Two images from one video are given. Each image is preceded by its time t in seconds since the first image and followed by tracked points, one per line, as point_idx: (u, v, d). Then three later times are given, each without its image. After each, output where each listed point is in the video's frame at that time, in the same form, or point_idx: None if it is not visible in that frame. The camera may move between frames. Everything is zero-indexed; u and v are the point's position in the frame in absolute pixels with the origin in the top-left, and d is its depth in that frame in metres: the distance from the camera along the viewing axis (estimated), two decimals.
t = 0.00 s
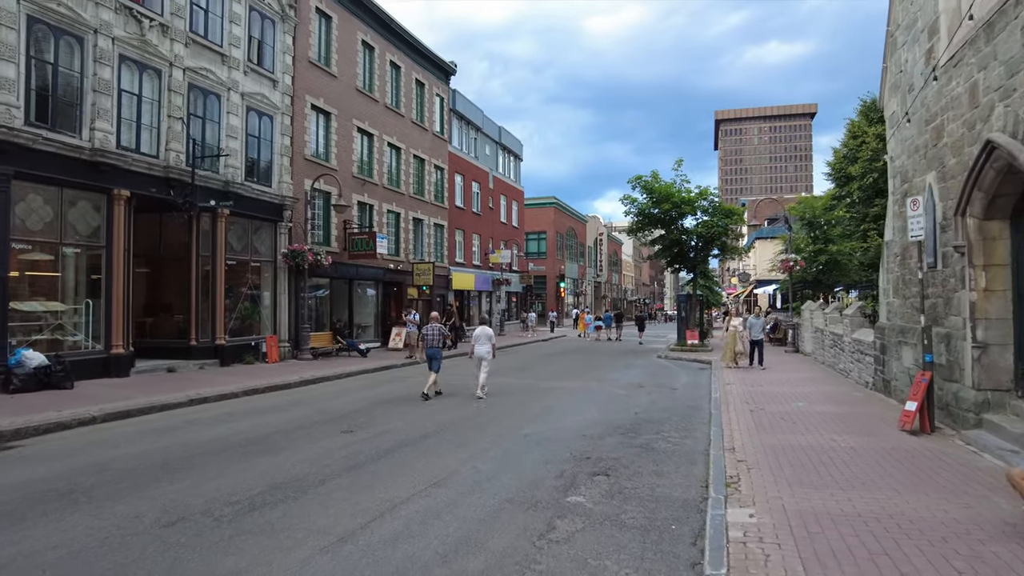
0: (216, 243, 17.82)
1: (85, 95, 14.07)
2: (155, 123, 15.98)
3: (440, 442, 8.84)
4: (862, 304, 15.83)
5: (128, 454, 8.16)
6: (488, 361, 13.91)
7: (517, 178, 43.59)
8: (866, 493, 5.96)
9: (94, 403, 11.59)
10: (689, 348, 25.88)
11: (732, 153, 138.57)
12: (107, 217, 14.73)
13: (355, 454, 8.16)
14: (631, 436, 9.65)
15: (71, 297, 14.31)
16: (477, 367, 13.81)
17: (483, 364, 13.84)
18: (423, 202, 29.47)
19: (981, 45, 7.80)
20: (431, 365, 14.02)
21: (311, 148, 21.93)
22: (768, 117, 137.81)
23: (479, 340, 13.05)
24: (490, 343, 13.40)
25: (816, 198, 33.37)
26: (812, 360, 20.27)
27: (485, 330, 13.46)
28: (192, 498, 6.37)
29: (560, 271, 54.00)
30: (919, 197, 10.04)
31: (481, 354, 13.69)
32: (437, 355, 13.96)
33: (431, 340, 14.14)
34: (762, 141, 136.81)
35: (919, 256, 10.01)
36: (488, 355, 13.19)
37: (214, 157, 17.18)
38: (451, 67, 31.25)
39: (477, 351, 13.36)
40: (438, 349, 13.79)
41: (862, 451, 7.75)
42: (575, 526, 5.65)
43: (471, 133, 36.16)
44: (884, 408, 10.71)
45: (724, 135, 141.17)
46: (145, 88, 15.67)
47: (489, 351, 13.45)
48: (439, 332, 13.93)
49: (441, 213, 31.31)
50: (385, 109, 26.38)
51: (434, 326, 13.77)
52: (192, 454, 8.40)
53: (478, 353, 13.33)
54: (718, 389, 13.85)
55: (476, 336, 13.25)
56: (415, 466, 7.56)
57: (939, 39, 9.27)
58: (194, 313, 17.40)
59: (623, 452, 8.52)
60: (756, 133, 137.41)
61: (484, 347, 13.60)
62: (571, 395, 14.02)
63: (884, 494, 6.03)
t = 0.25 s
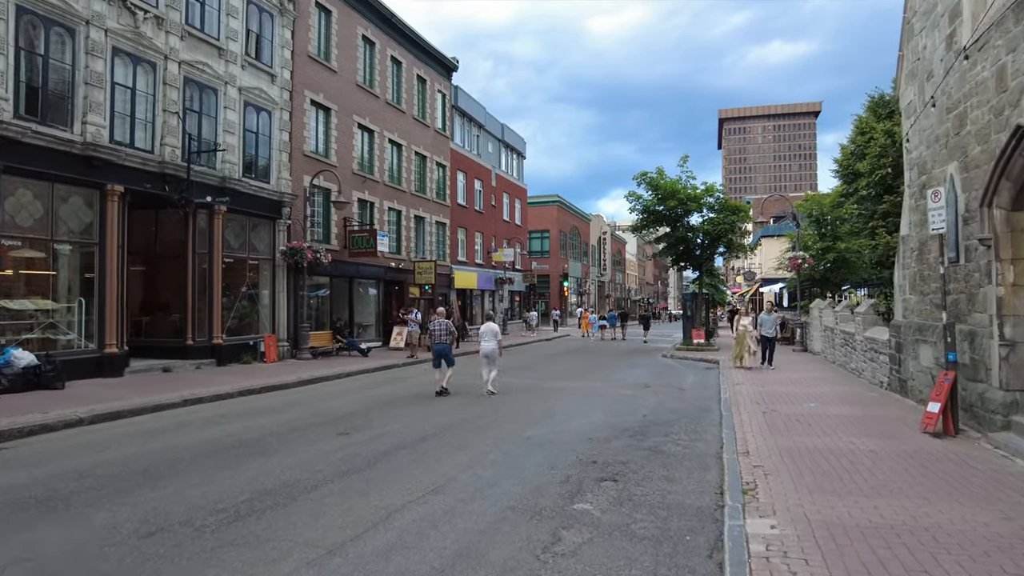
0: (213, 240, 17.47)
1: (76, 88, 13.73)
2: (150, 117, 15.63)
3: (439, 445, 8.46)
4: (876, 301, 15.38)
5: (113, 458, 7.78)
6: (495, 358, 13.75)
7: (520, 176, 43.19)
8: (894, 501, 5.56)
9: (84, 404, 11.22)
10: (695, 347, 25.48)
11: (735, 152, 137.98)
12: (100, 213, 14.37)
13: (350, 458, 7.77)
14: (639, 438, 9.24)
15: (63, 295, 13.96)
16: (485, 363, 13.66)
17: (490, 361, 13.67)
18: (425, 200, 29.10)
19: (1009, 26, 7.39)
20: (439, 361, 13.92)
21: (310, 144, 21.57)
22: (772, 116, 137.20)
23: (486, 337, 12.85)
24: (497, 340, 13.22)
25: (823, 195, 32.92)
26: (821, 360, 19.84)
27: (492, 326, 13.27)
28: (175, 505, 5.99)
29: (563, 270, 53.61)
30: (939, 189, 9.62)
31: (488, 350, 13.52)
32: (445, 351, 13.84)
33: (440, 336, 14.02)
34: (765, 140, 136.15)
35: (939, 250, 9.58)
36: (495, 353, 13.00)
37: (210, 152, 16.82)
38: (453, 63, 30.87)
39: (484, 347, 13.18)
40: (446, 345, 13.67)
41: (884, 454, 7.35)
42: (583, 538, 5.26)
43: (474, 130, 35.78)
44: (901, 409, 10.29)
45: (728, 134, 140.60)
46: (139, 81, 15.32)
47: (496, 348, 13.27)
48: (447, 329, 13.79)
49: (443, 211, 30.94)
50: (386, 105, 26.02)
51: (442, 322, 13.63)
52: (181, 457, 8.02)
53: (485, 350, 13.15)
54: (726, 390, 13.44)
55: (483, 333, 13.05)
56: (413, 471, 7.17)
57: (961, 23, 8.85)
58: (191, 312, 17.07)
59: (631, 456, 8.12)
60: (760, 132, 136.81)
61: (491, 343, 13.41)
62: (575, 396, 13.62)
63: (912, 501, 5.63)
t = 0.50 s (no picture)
0: (214, 238, 17.17)
1: (73, 82, 13.42)
2: (149, 112, 15.32)
3: (445, 450, 8.09)
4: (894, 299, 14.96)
5: (104, 464, 7.44)
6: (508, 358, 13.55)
7: (526, 174, 42.80)
8: (934, 513, 5.17)
9: (79, 405, 10.90)
10: (705, 347, 25.05)
11: (742, 150, 137.25)
12: (98, 210, 14.06)
13: (352, 464, 7.41)
14: (653, 444, 8.86)
15: (60, 293, 13.65)
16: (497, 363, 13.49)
17: (503, 361, 13.48)
18: (430, 198, 28.75)
19: None
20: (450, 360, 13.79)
21: (313, 140, 21.24)
22: (778, 115, 136.46)
23: (497, 338, 12.61)
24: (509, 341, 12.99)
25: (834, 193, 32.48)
26: (836, 359, 19.38)
27: (505, 327, 13.03)
28: (165, 515, 5.64)
29: (569, 269, 53.21)
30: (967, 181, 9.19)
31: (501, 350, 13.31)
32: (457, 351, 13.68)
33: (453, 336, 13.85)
34: (772, 138, 135.39)
35: (967, 246, 9.16)
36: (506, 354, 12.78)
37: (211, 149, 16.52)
38: (458, 60, 30.51)
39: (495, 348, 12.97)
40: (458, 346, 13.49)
41: (915, 462, 6.95)
42: (600, 553, 4.90)
43: (479, 127, 35.42)
44: (925, 412, 9.89)
45: (734, 132, 139.86)
46: (138, 75, 15.00)
47: (508, 349, 13.05)
48: (459, 328, 13.57)
49: (448, 209, 30.60)
50: (391, 101, 25.69)
51: (454, 322, 13.42)
52: (176, 462, 7.68)
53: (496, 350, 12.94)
54: (740, 392, 13.04)
55: (495, 333, 12.81)
56: (417, 478, 6.83)
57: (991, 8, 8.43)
58: (192, 312, 16.80)
59: (646, 463, 7.75)
60: (766, 130, 136.06)
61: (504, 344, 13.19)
62: (584, 397, 13.26)
63: (953, 514, 5.24)
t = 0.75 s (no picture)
0: (216, 228, 16.83)
1: (71, 65, 13.06)
2: (150, 99, 14.96)
3: (453, 443, 7.69)
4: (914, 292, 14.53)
5: (95, 456, 7.07)
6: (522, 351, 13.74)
7: (531, 169, 42.38)
8: (990, 511, 4.75)
9: (74, 396, 10.54)
10: (716, 343, 24.64)
11: (747, 148, 136.57)
12: (97, 197, 13.71)
13: (356, 457, 7.02)
14: (672, 438, 8.44)
15: (57, 283, 13.30)
16: (511, 355, 13.68)
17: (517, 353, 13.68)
18: (435, 191, 28.37)
19: None
20: (466, 352, 13.91)
21: (317, 131, 20.88)
22: (784, 113, 135.76)
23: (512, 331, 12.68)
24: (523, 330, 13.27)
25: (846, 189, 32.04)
26: (851, 355, 18.94)
27: (521, 318, 13.39)
28: (155, 509, 5.25)
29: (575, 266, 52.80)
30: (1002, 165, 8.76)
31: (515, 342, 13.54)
32: (473, 342, 13.89)
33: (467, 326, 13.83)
34: (778, 137, 134.67)
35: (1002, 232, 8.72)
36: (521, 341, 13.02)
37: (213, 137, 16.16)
38: (465, 52, 30.10)
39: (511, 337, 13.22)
40: (474, 335, 13.72)
41: (954, 456, 6.53)
42: (625, 552, 4.50)
43: (485, 121, 35.02)
44: (954, 406, 9.46)
45: (739, 131, 139.17)
46: (138, 61, 14.65)
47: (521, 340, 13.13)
48: (475, 320, 13.93)
49: (454, 203, 30.22)
50: (396, 92, 25.31)
51: (470, 312, 13.81)
52: (170, 454, 7.29)
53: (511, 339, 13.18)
54: (757, 387, 12.62)
55: (510, 323, 13.16)
56: (425, 471, 6.44)
57: None
58: (193, 304, 16.45)
59: (665, 458, 7.34)
60: (772, 129, 135.35)
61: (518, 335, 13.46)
62: (595, 391, 12.86)
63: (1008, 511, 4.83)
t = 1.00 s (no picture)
0: (214, 225, 16.42)
1: (64, 56, 12.66)
2: (146, 92, 14.56)
3: (460, 450, 7.27)
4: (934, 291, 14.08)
5: (80, 464, 6.65)
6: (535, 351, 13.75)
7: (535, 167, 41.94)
8: None
9: (64, 398, 10.12)
10: (724, 344, 24.19)
11: (750, 148, 136.04)
12: (91, 193, 13.30)
13: (356, 466, 6.60)
14: (689, 446, 8.00)
15: (49, 281, 12.90)
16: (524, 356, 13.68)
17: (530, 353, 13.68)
18: (438, 189, 27.95)
19: None
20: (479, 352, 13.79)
21: (318, 126, 20.45)
22: (787, 113, 135.21)
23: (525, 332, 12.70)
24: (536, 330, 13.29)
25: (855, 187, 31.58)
26: (864, 356, 18.48)
27: (532, 319, 13.42)
28: (138, 526, 4.83)
29: (578, 266, 52.35)
30: None
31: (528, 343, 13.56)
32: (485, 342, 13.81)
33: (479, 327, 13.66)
34: (781, 136, 134.10)
35: None
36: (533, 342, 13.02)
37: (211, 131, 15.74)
38: (468, 48, 29.67)
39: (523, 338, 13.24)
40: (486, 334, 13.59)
41: (998, 467, 6.10)
42: None
43: (489, 118, 34.59)
44: (984, 412, 9.02)
45: (742, 130, 138.62)
46: (134, 52, 14.24)
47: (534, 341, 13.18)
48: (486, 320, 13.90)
49: (457, 201, 29.80)
50: (399, 88, 24.89)
51: (480, 313, 13.72)
52: (160, 462, 6.87)
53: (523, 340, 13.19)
54: (772, 389, 12.19)
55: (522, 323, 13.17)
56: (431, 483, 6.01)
57: None
58: (190, 303, 16.04)
59: (686, 468, 6.91)
60: (775, 128, 134.79)
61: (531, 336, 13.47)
62: (605, 394, 12.42)
63: None
